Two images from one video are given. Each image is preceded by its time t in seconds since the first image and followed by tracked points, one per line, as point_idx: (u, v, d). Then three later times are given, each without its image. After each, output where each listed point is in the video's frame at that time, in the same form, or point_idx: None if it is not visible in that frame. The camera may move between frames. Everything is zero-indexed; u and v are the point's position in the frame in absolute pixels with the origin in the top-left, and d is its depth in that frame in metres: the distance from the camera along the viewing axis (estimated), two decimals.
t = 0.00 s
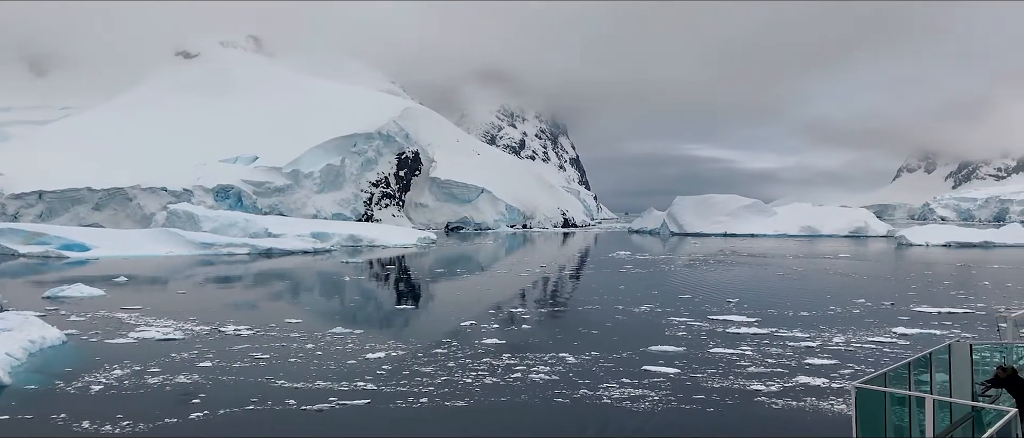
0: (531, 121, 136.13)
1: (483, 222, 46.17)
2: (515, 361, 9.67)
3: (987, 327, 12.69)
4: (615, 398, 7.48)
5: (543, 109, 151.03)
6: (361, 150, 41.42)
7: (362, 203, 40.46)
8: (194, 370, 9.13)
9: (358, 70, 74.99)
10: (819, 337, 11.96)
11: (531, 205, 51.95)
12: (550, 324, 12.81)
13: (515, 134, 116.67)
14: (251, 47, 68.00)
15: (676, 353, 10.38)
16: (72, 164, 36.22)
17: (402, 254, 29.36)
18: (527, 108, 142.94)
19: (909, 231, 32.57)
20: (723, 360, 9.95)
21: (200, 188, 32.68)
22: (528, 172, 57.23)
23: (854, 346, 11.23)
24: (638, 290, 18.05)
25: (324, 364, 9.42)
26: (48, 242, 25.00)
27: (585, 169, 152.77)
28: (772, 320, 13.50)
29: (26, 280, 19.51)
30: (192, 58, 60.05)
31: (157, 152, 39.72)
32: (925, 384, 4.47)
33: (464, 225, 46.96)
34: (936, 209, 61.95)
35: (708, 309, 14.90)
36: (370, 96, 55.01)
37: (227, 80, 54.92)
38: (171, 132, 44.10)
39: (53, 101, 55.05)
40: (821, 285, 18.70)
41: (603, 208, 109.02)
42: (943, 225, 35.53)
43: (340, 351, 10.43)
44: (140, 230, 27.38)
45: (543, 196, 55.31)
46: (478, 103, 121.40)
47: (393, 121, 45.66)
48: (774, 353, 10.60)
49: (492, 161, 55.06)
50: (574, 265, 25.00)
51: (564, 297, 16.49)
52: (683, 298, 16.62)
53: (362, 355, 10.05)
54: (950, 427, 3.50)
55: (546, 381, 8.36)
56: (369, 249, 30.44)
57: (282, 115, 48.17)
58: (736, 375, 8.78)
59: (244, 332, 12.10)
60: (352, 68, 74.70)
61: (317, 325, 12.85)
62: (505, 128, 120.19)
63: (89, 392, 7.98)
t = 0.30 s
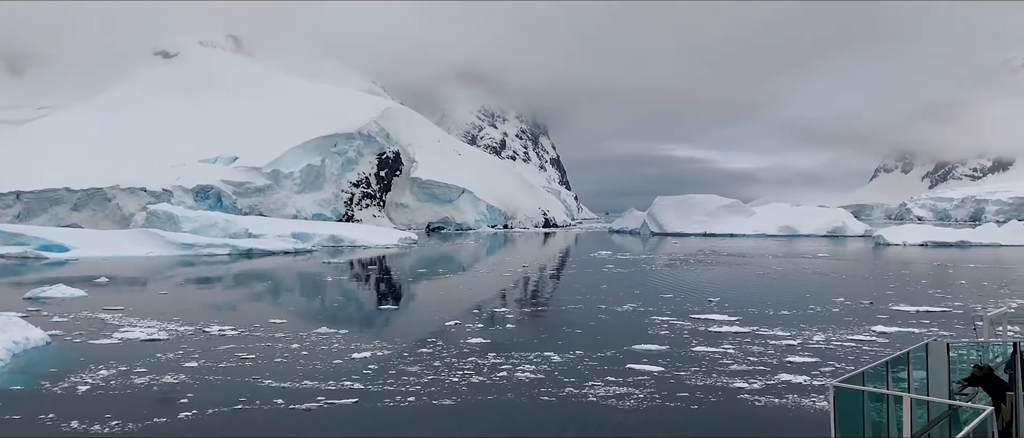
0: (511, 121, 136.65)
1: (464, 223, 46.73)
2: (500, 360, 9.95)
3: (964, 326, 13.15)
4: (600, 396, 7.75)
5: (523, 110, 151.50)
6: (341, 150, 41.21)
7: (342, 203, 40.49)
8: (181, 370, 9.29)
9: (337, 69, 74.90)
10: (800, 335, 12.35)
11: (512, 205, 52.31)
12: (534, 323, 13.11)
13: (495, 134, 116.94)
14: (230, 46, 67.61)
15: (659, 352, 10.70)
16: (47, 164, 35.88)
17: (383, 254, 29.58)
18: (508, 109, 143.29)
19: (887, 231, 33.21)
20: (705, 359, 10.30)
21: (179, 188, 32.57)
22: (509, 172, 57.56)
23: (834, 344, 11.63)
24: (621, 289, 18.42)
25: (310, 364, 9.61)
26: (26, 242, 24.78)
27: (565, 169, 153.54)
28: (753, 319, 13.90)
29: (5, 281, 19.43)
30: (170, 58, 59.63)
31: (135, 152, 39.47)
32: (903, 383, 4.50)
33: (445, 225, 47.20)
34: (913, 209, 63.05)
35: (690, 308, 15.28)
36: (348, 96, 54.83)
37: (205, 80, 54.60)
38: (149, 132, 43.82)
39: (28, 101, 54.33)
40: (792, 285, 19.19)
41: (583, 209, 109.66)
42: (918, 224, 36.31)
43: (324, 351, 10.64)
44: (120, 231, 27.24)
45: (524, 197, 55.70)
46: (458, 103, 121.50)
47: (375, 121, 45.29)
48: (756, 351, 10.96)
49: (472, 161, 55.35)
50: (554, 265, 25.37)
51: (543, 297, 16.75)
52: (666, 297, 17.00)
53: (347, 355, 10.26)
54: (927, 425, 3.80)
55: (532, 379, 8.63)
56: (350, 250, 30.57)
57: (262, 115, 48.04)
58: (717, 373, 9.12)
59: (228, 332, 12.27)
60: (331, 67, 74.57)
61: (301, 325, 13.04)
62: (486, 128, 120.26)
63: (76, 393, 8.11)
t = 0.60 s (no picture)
0: (492, 121, 137.05)
1: (444, 223, 46.81)
2: (486, 359, 10.21)
3: (941, 324, 13.62)
4: (586, 394, 8.01)
5: (504, 110, 152.00)
6: (322, 150, 41.34)
7: (322, 204, 40.54)
8: (166, 370, 9.44)
9: (317, 69, 74.77)
10: (781, 334, 12.75)
11: (493, 206, 52.63)
12: (518, 323, 13.43)
13: (476, 134, 117.25)
14: (209, 46, 67.19)
15: (643, 350, 11.04)
16: (22, 164, 35.58)
17: (364, 254, 29.78)
18: (488, 109, 143.58)
19: (864, 231, 33.86)
20: (687, 357, 10.65)
21: (158, 188, 32.54)
22: (491, 172, 57.88)
23: (814, 342, 12.03)
24: (607, 289, 18.82)
25: (297, 364, 9.80)
26: (4, 243, 24.58)
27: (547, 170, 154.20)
28: (734, 318, 14.30)
29: None
30: (147, 57, 59.16)
31: (112, 152, 39.27)
32: (881, 381, 4.46)
33: (426, 225, 47.51)
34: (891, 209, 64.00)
35: (671, 307, 15.67)
36: (326, 96, 54.62)
37: (184, 80, 54.33)
38: (128, 132, 43.56)
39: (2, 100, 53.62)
40: (763, 284, 19.69)
41: (564, 209, 110.31)
42: (894, 224, 37.00)
43: (310, 350, 10.84)
44: (100, 231, 27.12)
45: (505, 197, 56.05)
46: (438, 103, 121.62)
47: (355, 121, 45.51)
48: (737, 349, 11.33)
49: (453, 162, 55.62)
50: (535, 265, 25.71)
51: (524, 297, 17.04)
52: (649, 296, 17.41)
53: (333, 354, 10.47)
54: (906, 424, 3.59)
55: (518, 378, 8.90)
56: (332, 250, 30.71)
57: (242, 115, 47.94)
58: (699, 372, 9.46)
59: (212, 332, 12.44)
60: (310, 68, 74.45)
61: (285, 325, 13.24)
62: (465, 128, 120.38)
63: (63, 393, 8.24)
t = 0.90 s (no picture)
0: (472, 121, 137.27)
1: (426, 223, 47.24)
2: (471, 358, 10.52)
3: (918, 322, 14.10)
4: (570, 392, 8.34)
5: (484, 110, 152.29)
6: (301, 150, 41.39)
7: (303, 204, 40.55)
8: (152, 370, 9.63)
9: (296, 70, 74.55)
10: (761, 332, 13.18)
11: (474, 206, 52.92)
12: (502, 322, 13.75)
13: (455, 135, 117.39)
14: (186, 45, 66.68)
15: (626, 349, 11.42)
16: None
17: (345, 254, 29.95)
18: (468, 109, 143.82)
19: (842, 230, 34.61)
20: (670, 355, 11.04)
21: (137, 189, 32.44)
22: (471, 173, 58.16)
23: (795, 340, 12.47)
24: (589, 288, 19.21)
25: (283, 364, 10.02)
26: None
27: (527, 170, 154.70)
28: (715, 316, 14.73)
29: None
30: (124, 57, 58.59)
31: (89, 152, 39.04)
32: (859, 379, 4.23)
33: (407, 225, 47.67)
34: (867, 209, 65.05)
35: (653, 306, 16.07)
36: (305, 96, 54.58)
37: (162, 79, 53.96)
38: (105, 132, 43.26)
39: None
40: (734, 283, 20.17)
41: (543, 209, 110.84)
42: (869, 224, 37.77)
43: (294, 350, 11.07)
44: (79, 232, 27.02)
45: (486, 197, 56.36)
46: (417, 103, 121.58)
47: (335, 121, 45.57)
48: (719, 347, 11.75)
49: (434, 162, 55.82)
50: (516, 265, 26.06)
51: (504, 297, 17.32)
52: (630, 295, 17.80)
53: (318, 354, 10.71)
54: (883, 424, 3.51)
55: (503, 376, 9.20)
56: (312, 250, 30.83)
57: (220, 115, 47.81)
58: (682, 369, 9.84)
59: (196, 332, 12.64)
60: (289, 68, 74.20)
61: (267, 325, 13.46)
62: (445, 128, 120.56)
63: (49, 393, 8.41)
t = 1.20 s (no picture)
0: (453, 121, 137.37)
1: (406, 223, 47.51)
2: (456, 356, 10.84)
3: (895, 320, 14.58)
4: (555, 389, 8.71)
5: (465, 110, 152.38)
6: (282, 150, 41.40)
7: (283, 204, 40.56)
8: (137, 370, 9.83)
9: (275, 70, 74.26)
10: (742, 330, 13.62)
11: (455, 206, 53.16)
12: (485, 322, 14.06)
13: (436, 135, 117.44)
14: (164, 44, 66.17)
15: (609, 346, 11.80)
16: None
17: (325, 254, 30.11)
18: (449, 109, 143.93)
19: (821, 230, 35.42)
20: (652, 352, 11.44)
21: (115, 189, 32.34)
22: (452, 172, 58.37)
23: (775, 337, 12.93)
24: (570, 287, 19.57)
25: (269, 363, 10.26)
26: None
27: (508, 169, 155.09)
28: (695, 315, 15.15)
29: None
30: (101, 56, 58.03)
31: (66, 151, 38.80)
32: (837, 375, 4.41)
33: (388, 225, 47.84)
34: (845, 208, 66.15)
35: (635, 304, 16.47)
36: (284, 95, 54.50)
37: (140, 79, 53.56)
38: (82, 131, 42.96)
39: None
40: (707, 282, 20.64)
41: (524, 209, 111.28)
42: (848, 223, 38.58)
43: (279, 350, 11.30)
44: (58, 232, 26.93)
45: (467, 197, 56.62)
46: (397, 102, 121.42)
47: (315, 121, 45.61)
48: (701, 345, 12.18)
49: (414, 162, 55.98)
50: (498, 264, 26.35)
51: (484, 297, 17.56)
52: (611, 294, 18.15)
53: (303, 354, 10.97)
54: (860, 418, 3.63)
55: (489, 374, 9.54)
56: (294, 250, 30.95)
57: (199, 114, 47.66)
58: (664, 366, 10.25)
59: (180, 332, 12.83)
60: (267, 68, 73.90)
61: (248, 325, 13.69)
62: (426, 128, 120.56)
63: (36, 393, 8.61)
